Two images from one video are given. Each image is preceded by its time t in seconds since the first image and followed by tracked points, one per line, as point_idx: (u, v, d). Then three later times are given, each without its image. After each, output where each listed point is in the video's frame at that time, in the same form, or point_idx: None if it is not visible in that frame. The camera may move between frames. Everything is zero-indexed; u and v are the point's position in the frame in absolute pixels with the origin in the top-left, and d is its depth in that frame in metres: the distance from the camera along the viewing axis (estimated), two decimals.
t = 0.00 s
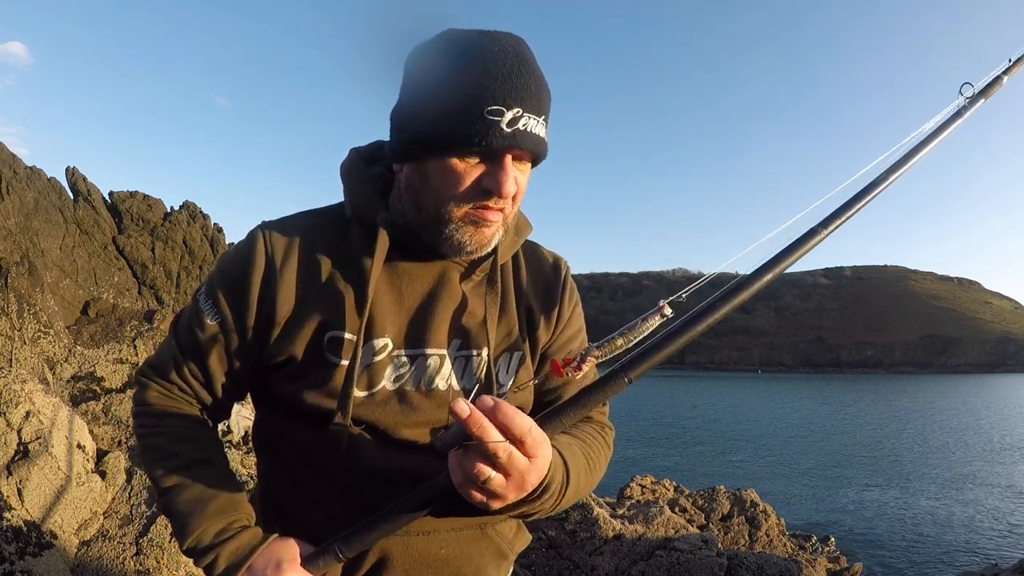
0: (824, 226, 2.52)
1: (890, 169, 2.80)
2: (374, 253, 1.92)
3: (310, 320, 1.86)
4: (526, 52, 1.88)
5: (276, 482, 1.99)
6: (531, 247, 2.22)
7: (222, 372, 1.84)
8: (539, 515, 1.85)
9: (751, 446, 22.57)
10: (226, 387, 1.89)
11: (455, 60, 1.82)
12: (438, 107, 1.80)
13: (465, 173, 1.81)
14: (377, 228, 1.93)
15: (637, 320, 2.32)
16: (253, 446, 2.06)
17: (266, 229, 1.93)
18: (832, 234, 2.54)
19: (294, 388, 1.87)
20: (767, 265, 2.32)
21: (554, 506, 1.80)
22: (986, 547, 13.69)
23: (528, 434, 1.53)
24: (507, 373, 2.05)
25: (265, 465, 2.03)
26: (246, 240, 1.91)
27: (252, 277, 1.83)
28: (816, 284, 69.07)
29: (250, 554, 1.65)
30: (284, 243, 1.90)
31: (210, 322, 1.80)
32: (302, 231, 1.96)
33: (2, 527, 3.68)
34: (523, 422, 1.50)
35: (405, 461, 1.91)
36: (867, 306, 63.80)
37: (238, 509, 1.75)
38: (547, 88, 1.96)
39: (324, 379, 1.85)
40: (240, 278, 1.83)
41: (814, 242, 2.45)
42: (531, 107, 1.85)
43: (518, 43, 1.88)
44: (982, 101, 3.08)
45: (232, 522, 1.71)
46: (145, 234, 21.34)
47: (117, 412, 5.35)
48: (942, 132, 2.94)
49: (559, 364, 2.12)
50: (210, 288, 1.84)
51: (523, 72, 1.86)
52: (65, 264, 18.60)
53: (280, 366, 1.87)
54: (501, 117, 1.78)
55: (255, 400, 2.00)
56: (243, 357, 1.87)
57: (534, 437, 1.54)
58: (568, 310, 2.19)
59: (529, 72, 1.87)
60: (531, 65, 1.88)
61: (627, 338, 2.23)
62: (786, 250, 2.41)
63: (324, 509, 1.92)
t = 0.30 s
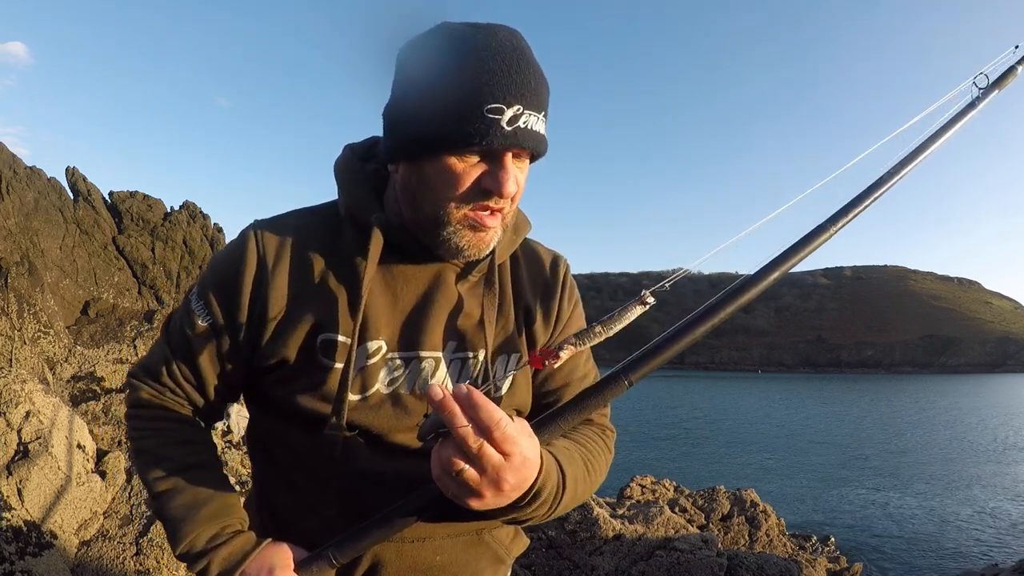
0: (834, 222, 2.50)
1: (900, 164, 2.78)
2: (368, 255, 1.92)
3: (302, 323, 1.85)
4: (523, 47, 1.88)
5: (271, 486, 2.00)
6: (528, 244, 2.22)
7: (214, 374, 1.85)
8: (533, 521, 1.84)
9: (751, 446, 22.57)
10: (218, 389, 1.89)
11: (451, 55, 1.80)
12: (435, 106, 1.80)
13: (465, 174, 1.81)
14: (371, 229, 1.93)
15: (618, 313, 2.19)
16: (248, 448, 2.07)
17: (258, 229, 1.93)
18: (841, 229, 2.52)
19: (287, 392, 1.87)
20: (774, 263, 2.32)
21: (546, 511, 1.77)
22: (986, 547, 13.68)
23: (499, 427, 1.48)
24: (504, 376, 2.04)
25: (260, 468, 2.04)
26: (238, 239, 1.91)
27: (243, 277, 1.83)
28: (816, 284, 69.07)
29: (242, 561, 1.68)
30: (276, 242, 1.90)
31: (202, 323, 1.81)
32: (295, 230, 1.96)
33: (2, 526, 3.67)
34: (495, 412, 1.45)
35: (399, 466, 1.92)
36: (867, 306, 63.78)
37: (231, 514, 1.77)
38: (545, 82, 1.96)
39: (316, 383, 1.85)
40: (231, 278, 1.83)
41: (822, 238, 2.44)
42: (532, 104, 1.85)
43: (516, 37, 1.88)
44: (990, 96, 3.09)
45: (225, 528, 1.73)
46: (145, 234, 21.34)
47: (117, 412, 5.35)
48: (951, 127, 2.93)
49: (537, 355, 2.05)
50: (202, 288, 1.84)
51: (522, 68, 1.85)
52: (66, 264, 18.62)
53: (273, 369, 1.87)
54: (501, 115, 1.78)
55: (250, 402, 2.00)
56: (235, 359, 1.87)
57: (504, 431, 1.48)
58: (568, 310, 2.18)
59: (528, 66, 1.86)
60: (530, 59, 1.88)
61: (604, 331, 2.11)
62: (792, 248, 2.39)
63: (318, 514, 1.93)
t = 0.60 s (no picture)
0: (843, 221, 2.48)
1: (915, 158, 2.73)
2: (357, 254, 1.91)
3: (291, 325, 1.85)
4: (512, 37, 1.88)
5: (265, 490, 2.00)
6: (523, 240, 2.21)
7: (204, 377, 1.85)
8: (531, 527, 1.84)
9: (750, 446, 22.57)
10: (208, 392, 1.90)
11: (443, 46, 1.81)
12: (425, 96, 1.79)
13: (457, 164, 1.81)
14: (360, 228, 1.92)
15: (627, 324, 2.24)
16: (241, 452, 2.07)
17: (246, 230, 1.93)
18: (850, 228, 2.50)
19: (276, 394, 1.88)
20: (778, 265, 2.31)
21: (546, 520, 1.79)
22: (986, 547, 13.67)
23: (508, 452, 1.52)
24: (497, 374, 2.04)
25: (252, 472, 2.05)
26: (227, 240, 1.91)
27: (232, 279, 1.84)
28: (816, 284, 69.07)
29: (237, 565, 1.69)
30: (264, 244, 1.90)
31: (192, 327, 1.81)
32: (284, 231, 1.96)
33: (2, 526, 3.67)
34: (501, 437, 1.48)
35: (392, 469, 1.92)
36: (867, 306, 63.77)
37: (223, 519, 1.77)
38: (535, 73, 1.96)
39: (306, 385, 1.86)
40: (220, 281, 1.83)
41: (830, 237, 2.42)
42: (522, 92, 1.86)
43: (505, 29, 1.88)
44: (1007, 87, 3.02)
45: (218, 533, 1.74)
46: (145, 234, 21.35)
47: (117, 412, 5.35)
48: (968, 120, 2.86)
49: (542, 371, 2.12)
50: (191, 291, 1.84)
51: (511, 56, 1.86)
52: (65, 264, 18.62)
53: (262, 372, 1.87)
54: (493, 103, 1.79)
55: (240, 405, 2.01)
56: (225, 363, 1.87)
57: (514, 455, 1.53)
58: (562, 308, 2.18)
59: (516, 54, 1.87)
60: (519, 49, 1.88)
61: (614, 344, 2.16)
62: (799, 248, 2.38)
63: (311, 517, 1.94)
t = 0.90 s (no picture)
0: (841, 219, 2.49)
1: (915, 156, 2.73)
2: (348, 247, 1.90)
3: (286, 321, 1.85)
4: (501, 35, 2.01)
5: (264, 486, 2.01)
6: (519, 243, 2.23)
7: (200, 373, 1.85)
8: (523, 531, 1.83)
9: (750, 446, 22.55)
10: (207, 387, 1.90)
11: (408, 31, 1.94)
12: (400, 56, 1.86)
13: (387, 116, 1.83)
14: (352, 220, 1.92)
15: (616, 324, 2.17)
16: (240, 450, 2.08)
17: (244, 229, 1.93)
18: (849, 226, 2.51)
19: (271, 391, 1.87)
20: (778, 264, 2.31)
21: (542, 522, 1.80)
22: (987, 547, 13.68)
23: (498, 451, 1.50)
24: (489, 372, 2.03)
25: (249, 469, 2.05)
26: (226, 239, 1.92)
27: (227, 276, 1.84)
28: (816, 284, 69.03)
29: (233, 566, 1.70)
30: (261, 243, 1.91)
31: (189, 324, 1.81)
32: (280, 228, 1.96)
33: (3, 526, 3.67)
34: (493, 436, 1.48)
35: (387, 471, 1.91)
36: (868, 306, 63.73)
37: (218, 521, 1.78)
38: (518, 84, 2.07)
39: (297, 380, 1.84)
40: (217, 279, 1.84)
41: (830, 234, 2.43)
42: (479, 62, 1.91)
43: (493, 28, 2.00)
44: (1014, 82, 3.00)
45: (214, 534, 1.74)
46: (145, 234, 21.37)
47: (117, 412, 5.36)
48: (968, 117, 2.86)
49: (527, 373, 2.09)
50: (189, 290, 1.84)
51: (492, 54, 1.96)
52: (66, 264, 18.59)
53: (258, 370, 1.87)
54: (432, 60, 1.84)
55: (239, 404, 2.02)
56: (220, 357, 1.87)
57: (505, 455, 1.51)
58: (559, 314, 2.18)
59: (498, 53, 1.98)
60: (489, 35, 1.97)
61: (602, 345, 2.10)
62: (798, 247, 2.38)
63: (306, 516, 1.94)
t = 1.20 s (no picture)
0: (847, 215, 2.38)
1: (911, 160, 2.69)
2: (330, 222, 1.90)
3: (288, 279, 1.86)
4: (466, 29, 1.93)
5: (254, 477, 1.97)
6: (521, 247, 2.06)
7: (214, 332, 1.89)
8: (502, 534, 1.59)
9: (750, 446, 22.53)
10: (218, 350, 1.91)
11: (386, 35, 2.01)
12: (363, 54, 1.95)
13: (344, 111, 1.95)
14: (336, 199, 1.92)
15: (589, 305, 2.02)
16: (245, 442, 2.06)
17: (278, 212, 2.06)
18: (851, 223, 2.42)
19: (270, 355, 1.86)
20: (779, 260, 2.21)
21: (520, 524, 1.55)
22: (987, 547, 13.66)
23: (460, 430, 1.34)
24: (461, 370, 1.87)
25: (249, 465, 2.01)
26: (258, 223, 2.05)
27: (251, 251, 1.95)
28: (816, 284, 69.05)
29: (220, 559, 1.69)
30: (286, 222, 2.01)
31: (216, 290, 1.91)
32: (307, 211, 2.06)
33: (3, 526, 3.68)
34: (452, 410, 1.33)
35: (367, 465, 1.82)
36: (868, 305, 63.72)
37: (216, 508, 1.78)
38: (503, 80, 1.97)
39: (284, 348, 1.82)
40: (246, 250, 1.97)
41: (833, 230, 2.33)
42: (414, 51, 1.87)
43: (461, 25, 1.95)
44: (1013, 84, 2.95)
45: (208, 521, 1.74)
46: (145, 234, 21.42)
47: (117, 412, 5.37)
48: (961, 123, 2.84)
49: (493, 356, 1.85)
50: (223, 262, 1.97)
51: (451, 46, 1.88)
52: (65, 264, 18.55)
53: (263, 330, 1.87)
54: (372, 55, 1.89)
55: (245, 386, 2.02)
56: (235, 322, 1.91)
57: (467, 434, 1.34)
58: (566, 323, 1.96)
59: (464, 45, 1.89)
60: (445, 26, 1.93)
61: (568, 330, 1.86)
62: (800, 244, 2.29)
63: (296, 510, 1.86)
